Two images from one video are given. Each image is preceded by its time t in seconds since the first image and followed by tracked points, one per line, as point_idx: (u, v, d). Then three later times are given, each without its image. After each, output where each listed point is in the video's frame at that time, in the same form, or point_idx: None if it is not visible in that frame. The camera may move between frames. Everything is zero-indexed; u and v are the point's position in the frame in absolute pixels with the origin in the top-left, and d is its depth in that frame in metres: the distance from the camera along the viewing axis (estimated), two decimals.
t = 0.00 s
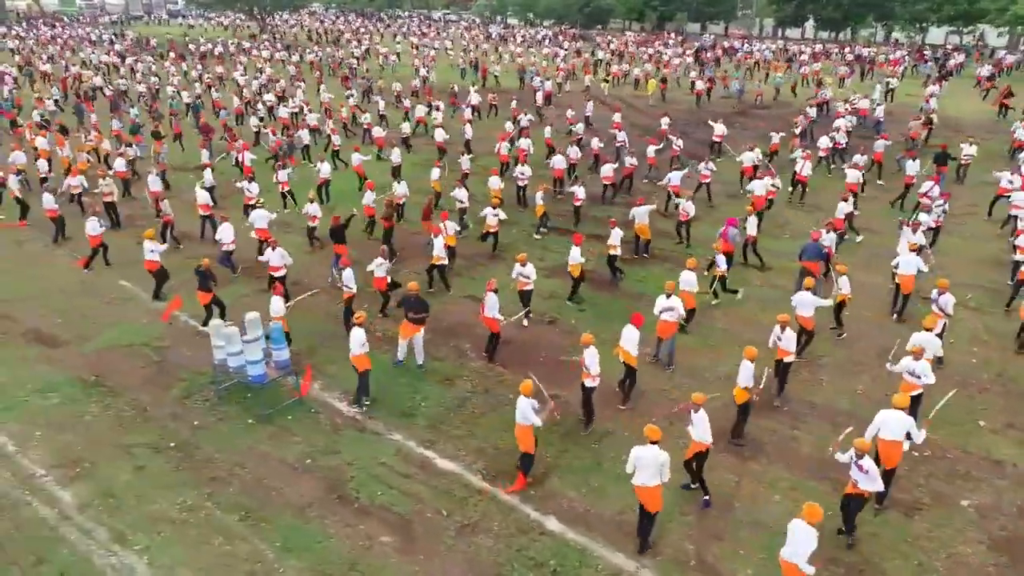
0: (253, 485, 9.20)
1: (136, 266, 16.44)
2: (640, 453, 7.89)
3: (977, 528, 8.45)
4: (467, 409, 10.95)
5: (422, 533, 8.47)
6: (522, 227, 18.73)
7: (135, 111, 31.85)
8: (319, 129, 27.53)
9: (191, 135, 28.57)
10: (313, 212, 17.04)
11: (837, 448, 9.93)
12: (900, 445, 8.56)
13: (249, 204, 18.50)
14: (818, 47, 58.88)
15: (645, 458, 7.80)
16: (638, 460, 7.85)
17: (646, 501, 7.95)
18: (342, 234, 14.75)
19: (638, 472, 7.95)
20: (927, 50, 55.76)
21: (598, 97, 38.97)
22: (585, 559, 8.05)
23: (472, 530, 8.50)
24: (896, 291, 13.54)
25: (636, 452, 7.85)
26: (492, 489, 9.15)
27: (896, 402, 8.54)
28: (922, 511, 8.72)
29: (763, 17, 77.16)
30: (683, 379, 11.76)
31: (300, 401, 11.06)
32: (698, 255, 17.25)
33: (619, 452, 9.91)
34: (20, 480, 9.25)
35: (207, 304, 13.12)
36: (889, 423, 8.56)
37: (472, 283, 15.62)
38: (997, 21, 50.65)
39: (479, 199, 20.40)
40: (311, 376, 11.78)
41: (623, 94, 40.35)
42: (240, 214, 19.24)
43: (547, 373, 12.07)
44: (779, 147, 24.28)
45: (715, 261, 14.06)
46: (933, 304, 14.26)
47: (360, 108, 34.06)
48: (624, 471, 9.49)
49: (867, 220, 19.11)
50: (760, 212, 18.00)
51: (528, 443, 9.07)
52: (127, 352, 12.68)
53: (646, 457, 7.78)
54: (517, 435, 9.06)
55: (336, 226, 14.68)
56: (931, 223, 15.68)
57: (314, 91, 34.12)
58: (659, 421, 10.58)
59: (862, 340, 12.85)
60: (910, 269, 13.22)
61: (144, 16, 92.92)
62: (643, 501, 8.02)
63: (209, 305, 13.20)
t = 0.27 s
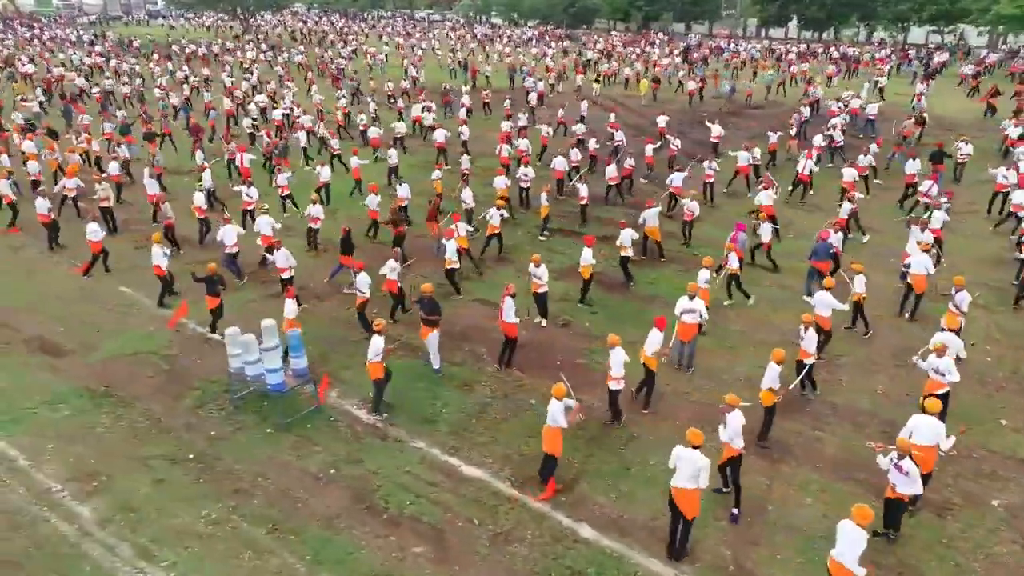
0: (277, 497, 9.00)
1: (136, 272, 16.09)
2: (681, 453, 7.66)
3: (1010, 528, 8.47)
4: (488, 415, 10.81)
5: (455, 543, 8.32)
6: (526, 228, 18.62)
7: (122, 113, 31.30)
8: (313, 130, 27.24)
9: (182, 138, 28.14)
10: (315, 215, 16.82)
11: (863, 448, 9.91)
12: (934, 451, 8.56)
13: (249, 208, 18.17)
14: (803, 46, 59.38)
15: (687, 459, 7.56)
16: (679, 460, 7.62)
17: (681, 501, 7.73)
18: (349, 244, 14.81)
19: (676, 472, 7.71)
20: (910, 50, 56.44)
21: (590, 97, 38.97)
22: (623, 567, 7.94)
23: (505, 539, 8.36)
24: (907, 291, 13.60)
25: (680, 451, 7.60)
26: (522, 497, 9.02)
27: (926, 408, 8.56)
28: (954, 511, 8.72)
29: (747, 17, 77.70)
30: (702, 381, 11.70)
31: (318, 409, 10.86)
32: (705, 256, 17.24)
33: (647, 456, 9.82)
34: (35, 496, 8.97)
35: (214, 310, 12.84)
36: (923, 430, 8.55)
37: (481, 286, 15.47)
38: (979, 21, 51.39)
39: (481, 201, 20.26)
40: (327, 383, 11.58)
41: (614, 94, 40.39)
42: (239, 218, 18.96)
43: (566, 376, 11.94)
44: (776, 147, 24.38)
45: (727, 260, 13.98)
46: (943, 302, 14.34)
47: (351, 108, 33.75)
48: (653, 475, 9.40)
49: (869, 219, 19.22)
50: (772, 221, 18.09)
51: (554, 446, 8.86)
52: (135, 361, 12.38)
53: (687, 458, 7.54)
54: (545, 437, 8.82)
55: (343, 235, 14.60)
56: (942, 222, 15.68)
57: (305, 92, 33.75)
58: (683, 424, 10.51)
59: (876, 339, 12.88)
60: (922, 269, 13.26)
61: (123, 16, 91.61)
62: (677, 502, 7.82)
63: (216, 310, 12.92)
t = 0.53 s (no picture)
0: (299, 510, 8.80)
1: (136, 279, 15.79)
2: (716, 462, 7.70)
3: None
4: (508, 421, 10.67)
5: (486, 553, 8.19)
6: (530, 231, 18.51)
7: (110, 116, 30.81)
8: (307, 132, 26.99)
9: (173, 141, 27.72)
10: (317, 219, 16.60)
11: (887, 449, 9.88)
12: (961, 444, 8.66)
13: (249, 212, 17.92)
14: (790, 46, 59.84)
15: (721, 468, 7.59)
16: (713, 469, 7.66)
17: (717, 510, 7.75)
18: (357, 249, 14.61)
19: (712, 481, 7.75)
20: (894, 49, 57.08)
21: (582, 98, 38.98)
22: None
23: (537, 549, 8.25)
24: (917, 289, 13.72)
25: (715, 460, 7.64)
26: (550, 504, 8.90)
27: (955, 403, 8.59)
28: (983, 513, 8.72)
29: (733, 17, 78.32)
30: (720, 383, 11.63)
31: (334, 418, 10.66)
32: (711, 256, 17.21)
33: (672, 461, 9.72)
34: (50, 513, 8.72)
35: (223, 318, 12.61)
36: (949, 423, 8.63)
37: (489, 289, 15.32)
38: (961, 20, 52.06)
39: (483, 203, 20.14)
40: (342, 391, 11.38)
41: (606, 94, 40.43)
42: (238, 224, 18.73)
43: (582, 383, 11.79)
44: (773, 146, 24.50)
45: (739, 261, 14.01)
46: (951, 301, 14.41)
47: (343, 111, 33.50)
48: (680, 481, 9.30)
49: (870, 219, 19.33)
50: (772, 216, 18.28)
51: (585, 453, 8.76)
52: (142, 371, 12.11)
53: (722, 466, 7.56)
54: (574, 444, 8.77)
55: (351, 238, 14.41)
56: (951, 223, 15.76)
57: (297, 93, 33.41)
58: (705, 429, 10.44)
59: (889, 338, 12.89)
60: (931, 267, 13.35)
61: (103, 16, 90.36)
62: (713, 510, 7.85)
63: (225, 319, 12.68)
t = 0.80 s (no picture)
0: (312, 525, 8.57)
1: (124, 287, 15.37)
2: (739, 459, 7.77)
3: None
4: (518, 429, 10.52)
5: (506, 565, 8.04)
6: (524, 233, 18.40)
7: (86, 119, 30.11)
8: (291, 134, 26.60)
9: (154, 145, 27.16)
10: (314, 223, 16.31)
11: (900, 448, 9.88)
12: (973, 441, 8.61)
13: (241, 216, 17.62)
14: (767, 44, 60.44)
15: (746, 463, 7.66)
16: (736, 466, 7.72)
17: (744, 508, 7.75)
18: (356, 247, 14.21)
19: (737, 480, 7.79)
20: (869, 48, 57.90)
21: (565, 98, 38.96)
22: None
23: (558, 559, 8.11)
24: (915, 286, 13.82)
25: (737, 457, 7.71)
26: (569, 512, 8.77)
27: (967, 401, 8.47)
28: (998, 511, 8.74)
29: (709, 17, 78.93)
30: (728, 384, 11.58)
31: (340, 428, 10.42)
32: (707, 256, 17.20)
33: (686, 465, 9.64)
34: (50, 535, 8.39)
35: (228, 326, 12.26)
36: (960, 421, 8.55)
37: (488, 293, 15.17)
38: (935, 19, 52.97)
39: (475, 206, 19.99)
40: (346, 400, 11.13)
41: (589, 94, 40.46)
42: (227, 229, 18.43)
43: (589, 387, 11.69)
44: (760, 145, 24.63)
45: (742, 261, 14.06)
46: (948, 299, 14.55)
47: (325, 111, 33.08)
48: (696, 486, 9.22)
49: (860, 217, 19.50)
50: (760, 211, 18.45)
51: (605, 455, 8.72)
52: (136, 383, 11.76)
53: (747, 462, 7.64)
54: (595, 448, 8.69)
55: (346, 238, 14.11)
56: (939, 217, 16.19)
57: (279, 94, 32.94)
58: (716, 431, 10.38)
59: (890, 335, 12.96)
60: (929, 264, 13.53)
61: (71, 16, 88.43)
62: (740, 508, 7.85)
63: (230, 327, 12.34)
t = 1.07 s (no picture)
0: (316, 544, 8.27)
1: (100, 300, 14.80)
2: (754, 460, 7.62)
3: None
4: (521, 436, 10.32)
5: None
6: (509, 236, 18.24)
7: (48, 124, 29.11)
8: (265, 137, 26.03)
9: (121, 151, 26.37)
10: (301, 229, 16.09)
11: (903, 446, 9.93)
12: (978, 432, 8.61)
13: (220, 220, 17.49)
14: (735, 43, 61.15)
15: (761, 465, 7.53)
16: (752, 468, 7.58)
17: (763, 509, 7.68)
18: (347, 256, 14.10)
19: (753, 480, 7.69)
20: (833, 46, 58.99)
21: (539, 98, 38.86)
22: None
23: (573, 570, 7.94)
24: (906, 281, 13.93)
25: (752, 459, 7.58)
26: (580, 521, 8.61)
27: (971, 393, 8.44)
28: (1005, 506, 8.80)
29: (676, 17, 79.65)
30: (728, 385, 11.53)
31: (338, 441, 10.11)
32: (695, 256, 17.19)
33: (695, 470, 9.54)
34: (39, 564, 7.96)
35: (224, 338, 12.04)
36: (966, 414, 8.54)
37: (478, 298, 14.96)
38: (896, 18, 54.20)
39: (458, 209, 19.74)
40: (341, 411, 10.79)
41: (563, 94, 40.42)
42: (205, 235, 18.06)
43: (590, 392, 11.53)
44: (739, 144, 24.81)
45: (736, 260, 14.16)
46: (934, 294, 14.73)
47: (298, 113, 32.47)
48: (706, 490, 9.13)
49: (841, 215, 19.72)
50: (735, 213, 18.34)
51: (620, 453, 8.77)
52: (120, 400, 11.29)
53: (762, 463, 7.50)
54: (608, 447, 8.76)
55: (338, 248, 13.99)
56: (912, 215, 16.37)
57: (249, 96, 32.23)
58: (721, 433, 10.30)
59: (883, 332, 13.05)
60: (917, 259, 13.65)
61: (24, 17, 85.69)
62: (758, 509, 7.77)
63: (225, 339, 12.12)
